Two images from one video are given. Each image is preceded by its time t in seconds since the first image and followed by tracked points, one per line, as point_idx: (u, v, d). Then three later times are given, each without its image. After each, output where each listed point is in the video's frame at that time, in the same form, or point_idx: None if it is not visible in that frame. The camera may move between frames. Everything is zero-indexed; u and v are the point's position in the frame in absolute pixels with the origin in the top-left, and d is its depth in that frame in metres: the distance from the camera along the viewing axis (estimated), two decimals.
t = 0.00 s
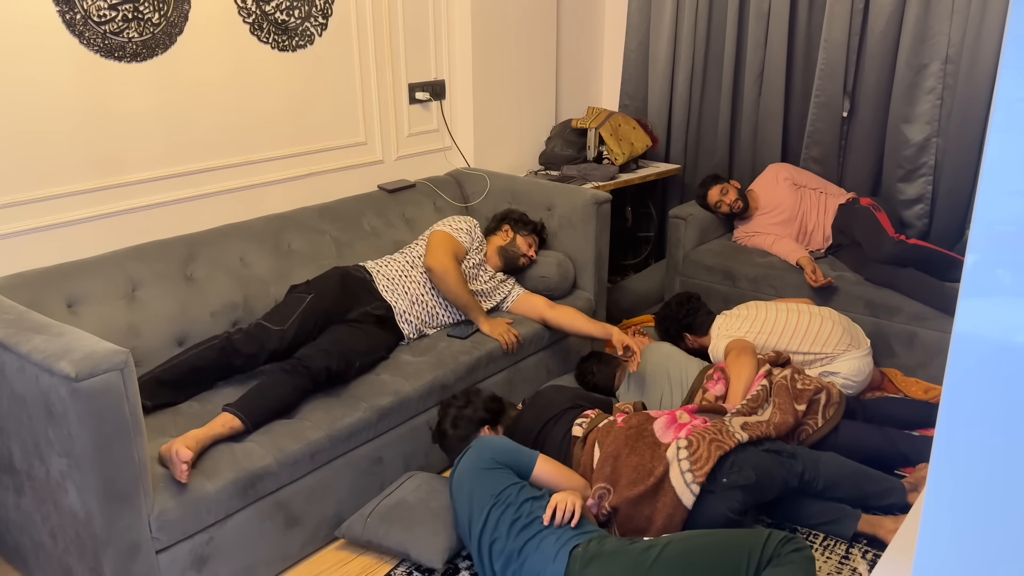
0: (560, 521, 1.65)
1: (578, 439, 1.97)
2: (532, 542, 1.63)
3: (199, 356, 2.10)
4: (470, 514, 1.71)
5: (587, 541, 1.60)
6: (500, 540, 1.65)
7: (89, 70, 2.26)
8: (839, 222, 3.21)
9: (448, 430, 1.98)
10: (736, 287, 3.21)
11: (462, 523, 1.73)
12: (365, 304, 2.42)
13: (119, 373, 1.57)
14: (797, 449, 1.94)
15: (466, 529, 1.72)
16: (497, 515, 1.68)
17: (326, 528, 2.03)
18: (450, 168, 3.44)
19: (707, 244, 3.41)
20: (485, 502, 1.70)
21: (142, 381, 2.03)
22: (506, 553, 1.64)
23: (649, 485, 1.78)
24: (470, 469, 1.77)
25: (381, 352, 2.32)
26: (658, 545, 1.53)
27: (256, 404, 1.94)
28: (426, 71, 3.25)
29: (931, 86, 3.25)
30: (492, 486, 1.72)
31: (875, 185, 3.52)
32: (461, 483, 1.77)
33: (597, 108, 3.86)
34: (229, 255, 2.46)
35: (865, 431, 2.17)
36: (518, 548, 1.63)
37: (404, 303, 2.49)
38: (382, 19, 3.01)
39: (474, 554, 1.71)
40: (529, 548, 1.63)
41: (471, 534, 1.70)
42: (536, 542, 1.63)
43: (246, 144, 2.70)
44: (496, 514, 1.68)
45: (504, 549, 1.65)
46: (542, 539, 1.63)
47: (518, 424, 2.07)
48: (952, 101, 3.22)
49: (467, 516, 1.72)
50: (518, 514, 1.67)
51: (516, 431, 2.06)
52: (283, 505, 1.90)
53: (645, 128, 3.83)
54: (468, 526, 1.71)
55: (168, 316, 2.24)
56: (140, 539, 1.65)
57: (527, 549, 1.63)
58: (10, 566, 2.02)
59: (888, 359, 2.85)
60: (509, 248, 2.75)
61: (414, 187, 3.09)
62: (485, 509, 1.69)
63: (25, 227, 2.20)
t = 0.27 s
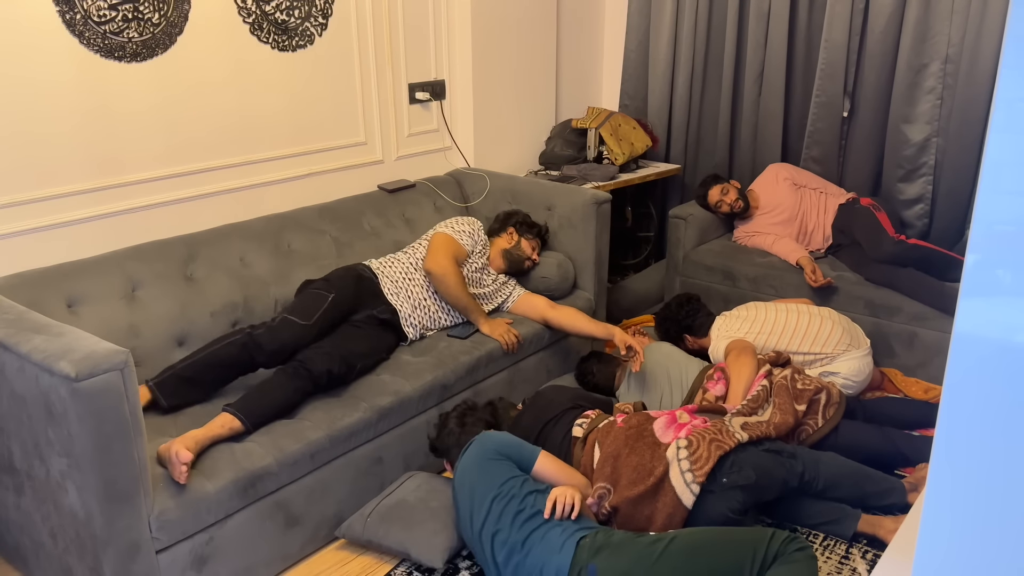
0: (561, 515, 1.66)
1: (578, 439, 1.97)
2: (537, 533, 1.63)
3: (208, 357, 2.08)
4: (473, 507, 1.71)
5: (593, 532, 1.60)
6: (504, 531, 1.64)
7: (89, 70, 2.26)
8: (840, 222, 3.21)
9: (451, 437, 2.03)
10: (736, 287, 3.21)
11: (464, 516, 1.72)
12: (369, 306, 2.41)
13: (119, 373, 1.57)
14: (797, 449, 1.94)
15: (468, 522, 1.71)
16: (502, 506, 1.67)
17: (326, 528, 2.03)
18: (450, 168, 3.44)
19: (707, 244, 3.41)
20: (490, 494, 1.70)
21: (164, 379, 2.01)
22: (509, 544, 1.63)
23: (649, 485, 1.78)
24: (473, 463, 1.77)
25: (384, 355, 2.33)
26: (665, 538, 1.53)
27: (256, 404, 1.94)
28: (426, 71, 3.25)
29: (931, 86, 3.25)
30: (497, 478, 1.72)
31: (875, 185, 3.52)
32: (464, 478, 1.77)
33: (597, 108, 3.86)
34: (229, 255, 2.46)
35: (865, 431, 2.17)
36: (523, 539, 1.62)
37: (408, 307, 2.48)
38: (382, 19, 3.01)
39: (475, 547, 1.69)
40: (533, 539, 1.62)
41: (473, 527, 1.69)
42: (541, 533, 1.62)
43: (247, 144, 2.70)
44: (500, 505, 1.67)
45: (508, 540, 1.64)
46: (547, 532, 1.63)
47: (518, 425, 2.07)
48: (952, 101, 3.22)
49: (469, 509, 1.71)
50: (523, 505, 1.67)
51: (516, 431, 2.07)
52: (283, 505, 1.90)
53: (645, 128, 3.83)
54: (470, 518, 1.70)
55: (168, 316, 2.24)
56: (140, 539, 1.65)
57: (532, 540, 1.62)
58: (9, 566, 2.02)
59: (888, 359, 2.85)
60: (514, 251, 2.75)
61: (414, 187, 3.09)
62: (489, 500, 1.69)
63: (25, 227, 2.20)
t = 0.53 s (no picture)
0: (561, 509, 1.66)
1: (578, 439, 1.97)
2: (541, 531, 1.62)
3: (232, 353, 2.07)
4: (475, 501, 1.70)
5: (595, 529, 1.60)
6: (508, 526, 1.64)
7: (89, 70, 2.26)
8: (840, 222, 3.21)
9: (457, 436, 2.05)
10: (736, 287, 3.21)
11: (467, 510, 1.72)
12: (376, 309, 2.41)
13: (119, 373, 1.57)
14: (798, 449, 1.94)
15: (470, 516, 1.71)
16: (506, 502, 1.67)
17: (326, 528, 2.03)
18: (450, 167, 3.44)
19: (707, 244, 3.40)
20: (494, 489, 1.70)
21: (197, 369, 2.02)
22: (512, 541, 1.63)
23: (650, 485, 1.78)
24: (480, 458, 1.77)
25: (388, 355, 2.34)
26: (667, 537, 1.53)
27: (256, 404, 1.94)
28: (426, 71, 3.25)
29: (931, 86, 3.25)
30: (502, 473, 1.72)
31: (875, 185, 3.52)
32: (467, 473, 1.77)
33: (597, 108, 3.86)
34: (228, 255, 2.46)
35: (865, 431, 2.17)
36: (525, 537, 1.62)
37: (412, 311, 2.48)
38: (382, 19, 3.01)
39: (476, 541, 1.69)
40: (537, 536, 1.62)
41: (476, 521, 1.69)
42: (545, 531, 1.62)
43: (247, 144, 2.70)
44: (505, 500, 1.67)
45: (510, 535, 1.63)
46: (550, 527, 1.63)
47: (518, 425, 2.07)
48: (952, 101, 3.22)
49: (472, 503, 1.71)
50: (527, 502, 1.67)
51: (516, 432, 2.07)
52: (283, 505, 1.90)
53: (645, 128, 3.83)
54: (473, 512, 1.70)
55: (168, 316, 2.24)
56: (140, 539, 1.65)
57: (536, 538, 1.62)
58: (9, 566, 2.02)
59: (888, 359, 2.85)
60: (519, 252, 2.76)
61: (414, 187, 3.09)
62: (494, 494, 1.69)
63: (25, 227, 2.20)
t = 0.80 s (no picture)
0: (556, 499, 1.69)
1: (577, 438, 1.97)
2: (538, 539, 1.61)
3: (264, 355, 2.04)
4: (472, 508, 1.69)
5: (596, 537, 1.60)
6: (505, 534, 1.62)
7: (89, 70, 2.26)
8: (840, 222, 3.21)
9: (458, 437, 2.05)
10: (736, 287, 3.21)
11: (465, 514, 1.70)
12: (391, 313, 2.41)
13: (119, 373, 1.57)
14: (798, 449, 1.94)
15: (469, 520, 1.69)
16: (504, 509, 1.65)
17: (326, 528, 2.03)
18: (450, 167, 3.44)
19: (707, 244, 3.40)
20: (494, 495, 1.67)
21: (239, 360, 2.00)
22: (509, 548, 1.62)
23: (650, 486, 1.78)
24: (479, 460, 1.74)
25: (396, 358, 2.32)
26: (657, 542, 1.51)
27: (257, 404, 1.95)
28: (426, 71, 3.25)
29: (931, 86, 3.25)
30: (500, 479, 1.69)
31: (875, 185, 3.52)
32: (466, 475, 1.74)
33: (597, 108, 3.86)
34: (229, 255, 2.46)
35: (865, 431, 2.17)
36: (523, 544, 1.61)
37: (417, 314, 2.48)
38: (382, 19, 3.01)
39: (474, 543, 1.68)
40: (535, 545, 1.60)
41: (473, 526, 1.67)
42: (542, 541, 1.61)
43: (247, 144, 2.70)
44: (504, 508, 1.65)
45: (510, 536, 1.62)
46: (551, 531, 1.62)
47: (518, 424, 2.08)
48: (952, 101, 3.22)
49: (470, 507, 1.69)
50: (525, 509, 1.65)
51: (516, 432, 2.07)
52: (283, 505, 1.91)
53: (645, 128, 3.83)
54: (471, 517, 1.68)
55: (167, 316, 2.24)
56: (140, 539, 1.65)
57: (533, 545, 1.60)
58: (10, 566, 2.02)
59: (888, 359, 2.85)
60: (522, 253, 2.75)
61: (414, 187, 3.09)
62: (492, 500, 1.67)
63: (25, 227, 2.20)
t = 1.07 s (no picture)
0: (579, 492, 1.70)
1: (576, 436, 1.97)
2: None
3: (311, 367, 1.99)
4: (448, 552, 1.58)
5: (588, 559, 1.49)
6: None
7: (89, 70, 2.26)
8: (840, 222, 3.21)
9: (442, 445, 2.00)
10: (736, 287, 3.21)
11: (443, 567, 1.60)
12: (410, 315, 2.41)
13: (119, 373, 1.57)
14: (797, 449, 1.94)
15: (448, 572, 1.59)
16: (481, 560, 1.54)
17: (326, 528, 2.03)
18: (450, 168, 3.44)
19: (707, 244, 3.40)
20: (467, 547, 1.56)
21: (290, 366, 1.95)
22: None
23: (649, 485, 1.77)
24: (445, 505, 1.63)
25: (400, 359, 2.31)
26: (649, 556, 1.42)
27: (257, 404, 1.95)
28: (426, 71, 3.25)
29: (931, 86, 3.25)
30: (472, 525, 1.58)
31: (875, 185, 3.52)
32: (434, 524, 1.63)
33: (597, 108, 3.86)
34: (229, 255, 2.46)
35: (865, 431, 2.17)
36: None
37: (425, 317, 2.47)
38: (382, 19, 3.01)
39: None
40: None
41: None
42: None
43: (247, 144, 2.70)
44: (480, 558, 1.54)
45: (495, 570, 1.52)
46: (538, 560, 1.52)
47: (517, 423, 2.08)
48: (952, 101, 3.22)
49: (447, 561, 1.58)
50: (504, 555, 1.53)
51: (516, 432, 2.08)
52: (283, 505, 1.91)
53: (645, 128, 3.83)
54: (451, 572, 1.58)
55: (168, 316, 2.24)
56: (140, 539, 1.65)
57: None
58: (10, 566, 2.02)
59: (888, 359, 2.85)
60: (527, 254, 2.72)
61: (414, 187, 3.09)
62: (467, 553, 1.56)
63: (25, 227, 2.20)
